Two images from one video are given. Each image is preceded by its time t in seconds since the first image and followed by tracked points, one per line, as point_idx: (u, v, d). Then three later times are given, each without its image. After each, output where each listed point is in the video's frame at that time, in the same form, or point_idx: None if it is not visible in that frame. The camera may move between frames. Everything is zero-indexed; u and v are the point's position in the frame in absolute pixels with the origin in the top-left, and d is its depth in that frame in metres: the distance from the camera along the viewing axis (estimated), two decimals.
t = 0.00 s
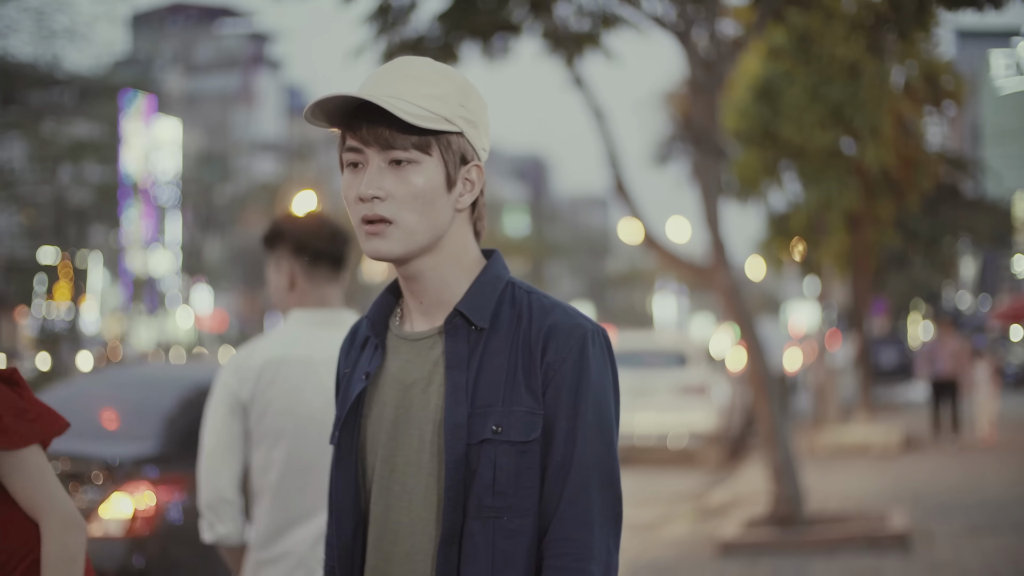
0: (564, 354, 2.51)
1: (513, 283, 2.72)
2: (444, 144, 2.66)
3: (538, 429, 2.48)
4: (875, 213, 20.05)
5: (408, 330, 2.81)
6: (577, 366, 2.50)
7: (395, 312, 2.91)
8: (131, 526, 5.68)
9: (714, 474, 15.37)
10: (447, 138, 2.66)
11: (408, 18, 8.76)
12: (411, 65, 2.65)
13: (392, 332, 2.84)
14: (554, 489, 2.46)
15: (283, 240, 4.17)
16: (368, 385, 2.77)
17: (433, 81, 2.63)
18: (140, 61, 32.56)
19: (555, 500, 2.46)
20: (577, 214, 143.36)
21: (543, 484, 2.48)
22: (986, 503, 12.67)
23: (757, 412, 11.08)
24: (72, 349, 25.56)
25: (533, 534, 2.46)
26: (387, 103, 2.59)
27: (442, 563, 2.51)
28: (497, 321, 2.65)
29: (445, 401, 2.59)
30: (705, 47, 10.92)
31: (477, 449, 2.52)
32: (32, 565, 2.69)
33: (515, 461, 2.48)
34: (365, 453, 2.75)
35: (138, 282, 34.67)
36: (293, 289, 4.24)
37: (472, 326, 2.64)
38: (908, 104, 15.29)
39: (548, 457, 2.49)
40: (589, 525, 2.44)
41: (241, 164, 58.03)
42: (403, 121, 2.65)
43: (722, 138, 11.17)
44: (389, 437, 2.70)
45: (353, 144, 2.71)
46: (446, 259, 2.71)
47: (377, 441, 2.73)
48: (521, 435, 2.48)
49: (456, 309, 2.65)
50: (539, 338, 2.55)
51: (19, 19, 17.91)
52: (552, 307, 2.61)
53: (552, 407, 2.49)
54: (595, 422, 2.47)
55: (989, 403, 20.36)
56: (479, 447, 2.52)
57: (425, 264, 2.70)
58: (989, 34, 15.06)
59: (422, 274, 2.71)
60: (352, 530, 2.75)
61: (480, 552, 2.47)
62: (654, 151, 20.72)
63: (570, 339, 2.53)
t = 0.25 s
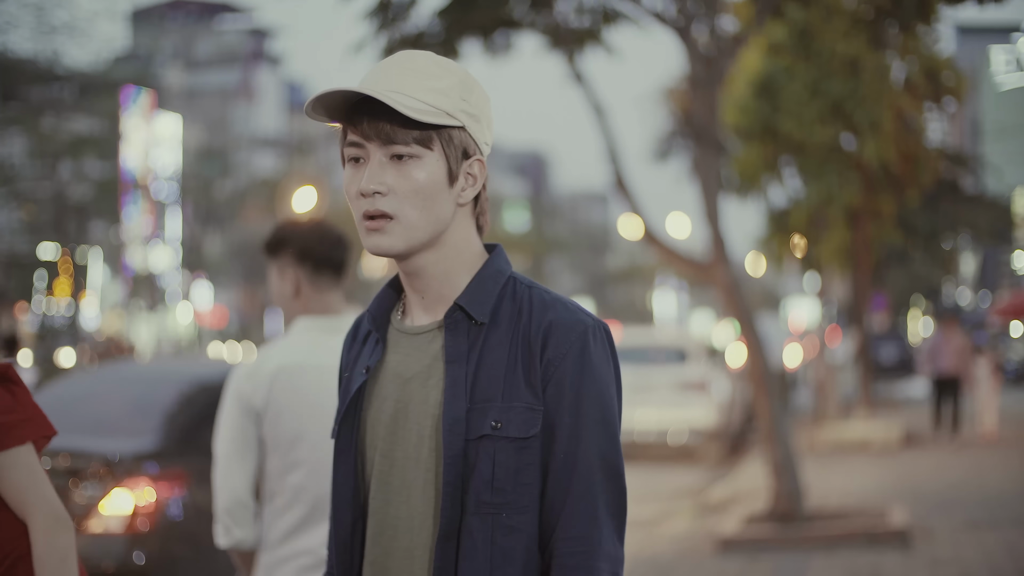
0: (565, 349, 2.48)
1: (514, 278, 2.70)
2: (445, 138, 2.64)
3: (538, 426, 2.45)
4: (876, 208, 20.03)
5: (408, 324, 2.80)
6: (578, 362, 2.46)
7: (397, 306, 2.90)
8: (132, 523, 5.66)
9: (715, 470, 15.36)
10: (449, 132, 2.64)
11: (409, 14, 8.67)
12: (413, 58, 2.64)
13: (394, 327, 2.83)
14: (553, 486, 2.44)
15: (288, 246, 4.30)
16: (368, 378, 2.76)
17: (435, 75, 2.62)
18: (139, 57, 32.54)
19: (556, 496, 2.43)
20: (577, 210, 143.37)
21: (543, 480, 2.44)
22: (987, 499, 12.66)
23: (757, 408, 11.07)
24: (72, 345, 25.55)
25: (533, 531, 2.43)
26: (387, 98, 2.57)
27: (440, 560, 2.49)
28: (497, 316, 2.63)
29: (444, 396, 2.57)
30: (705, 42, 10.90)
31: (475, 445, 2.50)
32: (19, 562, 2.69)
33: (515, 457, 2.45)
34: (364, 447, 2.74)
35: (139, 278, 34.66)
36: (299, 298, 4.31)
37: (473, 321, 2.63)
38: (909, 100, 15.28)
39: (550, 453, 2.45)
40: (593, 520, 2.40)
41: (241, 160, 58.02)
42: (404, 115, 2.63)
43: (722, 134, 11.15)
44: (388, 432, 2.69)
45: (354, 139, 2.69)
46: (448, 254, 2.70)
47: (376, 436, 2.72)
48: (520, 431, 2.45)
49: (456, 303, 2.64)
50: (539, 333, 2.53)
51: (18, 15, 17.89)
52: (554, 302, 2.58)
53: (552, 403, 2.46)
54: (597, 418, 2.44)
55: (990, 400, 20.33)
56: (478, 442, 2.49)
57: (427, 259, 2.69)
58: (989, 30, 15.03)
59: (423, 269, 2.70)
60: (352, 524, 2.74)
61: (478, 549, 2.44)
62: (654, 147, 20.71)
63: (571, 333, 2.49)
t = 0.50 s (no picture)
0: (565, 348, 2.46)
1: (515, 274, 2.69)
2: (445, 136, 2.62)
3: (539, 424, 2.43)
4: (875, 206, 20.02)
5: (408, 320, 2.79)
6: (578, 361, 2.45)
7: (397, 303, 2.89)
8: (131, 521, 5.66)
9: (715, 468, 15.34)
10: (450, 129, 2.63)
11: (408, 12, 8.64)
12: (414, 55, 2.62)
13: (394, 322, 2.82)
14: (556, 485, 2.42)
15: (278, 254, 4.30)
16: (367, 375, 2.75)
17: (438, 73, 2.60)
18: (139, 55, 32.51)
19: (559, 493, 2.42)
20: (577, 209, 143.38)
21: (544, 480, 2.43)
22: (986, 497, 12.65)
23: (756, 405, 11.05)
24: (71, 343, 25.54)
25: (534, 529, 2.42)
26: (387, 95, 2.56)
27: (439, 558, 2.47)
28: (496, 312, 2.62)
29: (443, 393, 2.55)
30: (704, 40, 10.89)
31: (475, 443, 2.48)
32: None
33: (515, 456, 2.43)
34: (363, 443, 2.73)
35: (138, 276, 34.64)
36: (290, 301, 4.32)
37: (473, 318, 2.61)
38: (909, 98, 15.26)
39: (551, 451, 2.44)
40: (598, 519, 2.38)
41: (241, 158, 58.01)
42: (405, 113, 2.62)
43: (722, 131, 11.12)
44: (386, 429, 2.68)
45: (355, 138, 2.68)
46: (450, 251, 2.68)
47: (375, 434, 2.71)
48: (520, 429, 2.43)
49: (456, 300, 2.63)
50: (539, 332, 2.51)
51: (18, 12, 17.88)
52: (555, 299, 2.56)
53: (553, 401, 2.44)
54: (599, 416, 2.42)
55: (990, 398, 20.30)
56: (478, 441, 2.48)
57: (427, 257, 2.67)
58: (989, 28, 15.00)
59: (424, 265, 2.69)
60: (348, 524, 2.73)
61: (478, 547, 2.43)
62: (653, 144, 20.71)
63: (571, 330, 2.48)
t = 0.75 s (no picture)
0: (567, 347, 2.45)
1: (518, 273, 2.68)
2: (448, 134, 2.62)
3: (540, 424, 2.42)
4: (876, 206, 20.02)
5: (411, 318, 2.78)
6: (580, 361, 2.44)
7: (398, 303, 2.88)
8: (131, 522, 5.66)
9: (715, 468, 15.34)
10: (452, 127, 2.62)
11: (408, 13, 8.63)
12: (417, 54, 2.61)
13: (395, 321, 2.82)
14: (557, 485, 2.42)
15: (270, 253, 4.37)
16: (368, 373, 2.74)
17: (442, 71, 2.60)
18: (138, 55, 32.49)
19: (560, 493, 2.41)
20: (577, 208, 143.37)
21: (545, 479, 2.42)
22: (986, 497, 12.64)
23: (756, 405, 11.04)
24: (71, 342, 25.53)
25: (533, 529, 2.41)
26: (389, 94, 2.55)
27: (439, 558, 2.47)
28: (498, 312, 2.61)
29: (444, 391, 2.54)
30: (705, 39, 10.88)
31: (475, 442, 2.47)
32: None
33: (516, 456, 2.43)
34: (362, 441, 2.72)
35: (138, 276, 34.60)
36: (284, 297, 4.39)
37: (475, 317, 2.60)
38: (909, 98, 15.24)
39: (553, 450, 2.43)
40: (598, 519, 2.38)
41: (241, 157, 58.01)
42: (407, 112, 2.61)
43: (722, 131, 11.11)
44: (387, 427, 2.67)
45: (357, 136, 2.67)
46: (452, 250, 2.67)
47: (375, 433, 2.70)
48: (521, 428, 2.43)
49: (458, 299, 2.62)
50: (540, 332, 2.50)
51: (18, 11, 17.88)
52: (558, 298, 2.55)
53: (555, 402, 2.43)
54: (601, 415, 2.42)
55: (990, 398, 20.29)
56: (478, 440, 2.47)
57: (429, 257, 2.66)
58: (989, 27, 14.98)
59: (426, 264, 2.68)
60: (348, 523, 2.72)
61: (478, 547, 2.42)
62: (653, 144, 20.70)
63: (572, 330, 2.47)
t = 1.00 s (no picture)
0: (568, 347, 2.45)
1: (520, 273, 2.68)
2: (449, 133, 2.62)
3: (539, 425, 2.42)
4: (875, 206, 20.01)
5: (411, 319, 2.78)
6: (579, 362, 2.44)
7: (399, 305, 2.88)
8: (131, 522, 5.66)
9: (715, 468, 15.34)
10: (453, 127, 2.62)
11: (409, 13, 8.63)
12: (419, 53, 2.61)
13: (396, 321, 2.82)
14: (555, 485, 2.41)
15: (268, 258, 4.44)
16: (369, 373, 2.74)
17: (443, 71, 2.60)
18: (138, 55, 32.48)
19: (557, 494, 2.40)
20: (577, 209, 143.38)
21: (543, 480, 2.42)
22: (986, 498, 12.64)
23: (756, 406, 11.03)
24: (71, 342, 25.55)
25: (532, 530, 2.41)
26: (390, 93, 2.54)
27: (438, 558, 2.47)
28: (499, 312, 2.61)
29: (444, 392, 2.54)
30: (705, 40, 10.88)
31: (475, 443, 2.47)
32: None
33: (515, 457, 2.43)
34: (363, 440, 2.72)
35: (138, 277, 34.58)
36: (281, 302, 4.45)
37: (475, 318, 2.60)
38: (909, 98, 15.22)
39: (551, 451, 2.43)
40: (594, 521, 2.37)
41: (241, 158, 58.02)
42: (408, 110, 2.60)
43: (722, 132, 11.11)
44: (388, 427, 2.67)
45: (359, 135, 2.67)
46: (453, 249, 2.67)
47: (376, 433, 2.70)
48: (521, 429, 2.43)
49: (459, 300, 2.62)
50: (541, 332, 2.50)
51: (18, 12, 17.90)
52: (558, 299, 2.55)
53: (554, 402, 2.43)
54: (600, 416, 2.41)
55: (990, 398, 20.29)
56: (478, 440, 2.47)
57: (430, 256, 2.66)
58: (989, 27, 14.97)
59: (428, 263, 2.68)
60: (348, 523, 2.72)
61: (476, 548, 2.42)
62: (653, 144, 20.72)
63: (573, 332, 2.46)
